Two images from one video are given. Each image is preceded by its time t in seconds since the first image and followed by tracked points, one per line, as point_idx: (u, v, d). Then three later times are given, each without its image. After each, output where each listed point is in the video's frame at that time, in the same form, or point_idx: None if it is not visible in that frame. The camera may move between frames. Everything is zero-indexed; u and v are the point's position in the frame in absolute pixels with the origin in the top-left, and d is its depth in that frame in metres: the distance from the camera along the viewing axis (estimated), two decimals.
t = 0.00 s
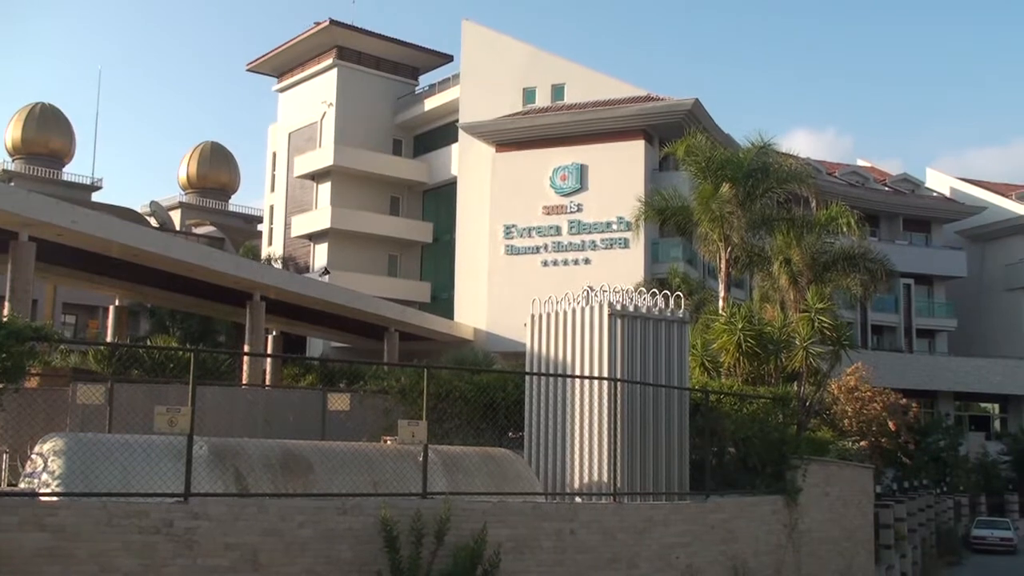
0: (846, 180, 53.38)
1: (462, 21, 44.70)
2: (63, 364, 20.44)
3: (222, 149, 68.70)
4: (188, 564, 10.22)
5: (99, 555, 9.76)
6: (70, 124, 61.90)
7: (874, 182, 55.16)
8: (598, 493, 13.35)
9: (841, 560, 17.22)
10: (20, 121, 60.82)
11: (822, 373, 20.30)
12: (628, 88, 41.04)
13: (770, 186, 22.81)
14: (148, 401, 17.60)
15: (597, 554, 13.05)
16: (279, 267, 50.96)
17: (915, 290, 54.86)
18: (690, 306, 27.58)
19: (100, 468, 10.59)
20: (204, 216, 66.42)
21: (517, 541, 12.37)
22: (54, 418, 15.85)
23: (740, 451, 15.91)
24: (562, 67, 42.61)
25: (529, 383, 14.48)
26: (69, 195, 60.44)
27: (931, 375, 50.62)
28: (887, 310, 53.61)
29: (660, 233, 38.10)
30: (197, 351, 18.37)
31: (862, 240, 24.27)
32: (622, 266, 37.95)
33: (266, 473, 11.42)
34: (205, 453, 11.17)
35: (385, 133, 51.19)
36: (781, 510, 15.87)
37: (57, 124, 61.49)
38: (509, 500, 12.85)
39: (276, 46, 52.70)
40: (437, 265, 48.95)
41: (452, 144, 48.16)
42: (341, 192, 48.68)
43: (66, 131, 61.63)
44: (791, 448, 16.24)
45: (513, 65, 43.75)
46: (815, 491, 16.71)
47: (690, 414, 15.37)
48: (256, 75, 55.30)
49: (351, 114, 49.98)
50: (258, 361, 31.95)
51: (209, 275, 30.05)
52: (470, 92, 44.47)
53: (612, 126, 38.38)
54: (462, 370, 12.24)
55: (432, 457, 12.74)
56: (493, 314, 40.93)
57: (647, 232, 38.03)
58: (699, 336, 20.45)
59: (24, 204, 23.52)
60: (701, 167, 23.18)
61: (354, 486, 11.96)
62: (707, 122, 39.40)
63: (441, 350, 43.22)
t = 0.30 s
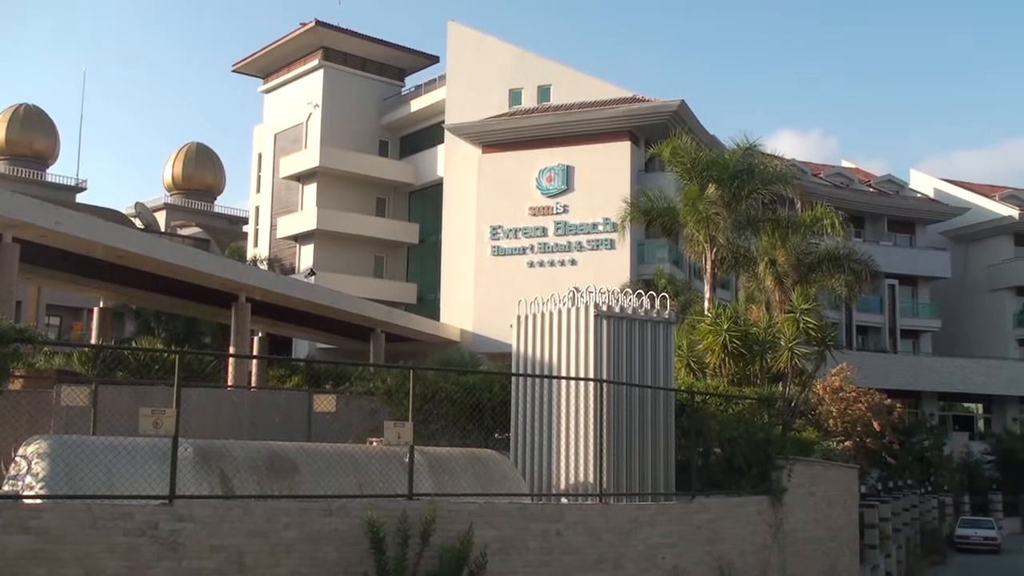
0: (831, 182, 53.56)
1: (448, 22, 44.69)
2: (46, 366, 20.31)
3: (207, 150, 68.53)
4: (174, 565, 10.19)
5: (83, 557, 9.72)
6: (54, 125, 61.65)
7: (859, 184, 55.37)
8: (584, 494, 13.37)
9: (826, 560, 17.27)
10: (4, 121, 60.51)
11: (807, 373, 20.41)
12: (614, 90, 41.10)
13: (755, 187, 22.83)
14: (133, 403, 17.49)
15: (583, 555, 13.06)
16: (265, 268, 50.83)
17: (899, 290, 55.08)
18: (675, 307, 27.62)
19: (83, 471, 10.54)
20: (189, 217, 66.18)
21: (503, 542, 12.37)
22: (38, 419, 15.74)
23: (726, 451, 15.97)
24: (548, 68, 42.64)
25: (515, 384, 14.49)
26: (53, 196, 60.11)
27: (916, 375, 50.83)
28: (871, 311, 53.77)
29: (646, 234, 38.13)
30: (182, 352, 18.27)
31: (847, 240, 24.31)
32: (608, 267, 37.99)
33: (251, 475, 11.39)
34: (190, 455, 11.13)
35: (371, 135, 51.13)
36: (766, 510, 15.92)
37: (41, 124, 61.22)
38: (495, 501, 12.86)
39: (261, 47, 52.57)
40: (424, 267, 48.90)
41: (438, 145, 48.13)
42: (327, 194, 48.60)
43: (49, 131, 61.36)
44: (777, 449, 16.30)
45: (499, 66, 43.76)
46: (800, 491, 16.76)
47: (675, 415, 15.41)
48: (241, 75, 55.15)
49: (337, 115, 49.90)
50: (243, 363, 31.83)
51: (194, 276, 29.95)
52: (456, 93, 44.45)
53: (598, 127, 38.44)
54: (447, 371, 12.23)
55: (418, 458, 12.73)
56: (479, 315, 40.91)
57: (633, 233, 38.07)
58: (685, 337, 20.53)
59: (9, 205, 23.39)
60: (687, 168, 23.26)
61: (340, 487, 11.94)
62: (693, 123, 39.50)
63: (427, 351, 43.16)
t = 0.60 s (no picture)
0: (810, 187, 53.83)
1: (430, 26, 44.69)
2: (22, 369, 20.15)
3: (187, 152, 68.31)
4: (150, 569, 10.13)
5: (59, 560, 9.64)
6: (33, 126, 61.26)
7: (838, 190, 55.66)
8: (563, 498, 13.38)
9: (804, 564, 17.33)
10: None
11: (786, 378, 20.51)
12: (596, 95, 41.17)
13: (734, 193, 23.01)
14: (110, 406, 17.34)
15: (562, 559, 13.06)
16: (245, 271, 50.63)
17: (878, 296, 55.41)
18: (656, 311, 27.68)
19: (60, 475, 10.46)
20: (169, 220, 65.85)
21: (482, 546, 12.37)
22: (13, 421, 15.61)
23: (705, 456, 16.03)
24: (529, 72, 42.71)
25: (495, 388, 14.49)
26: (31, 197, 59.69)
27: (894, 380, 51.10)
28: (850, 316, 54.04)
29: (627, 238, 38.17)
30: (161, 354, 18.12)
31: (826, 246, 24.34)
32: (588, 272, 38.04)
33: (228, 479, 11.33)
34: (168, 458, 11.07)
35: (352, 138, 51.04)
36: (744, 514, 15.97)
37: (20, 125, 60.84)
38: (474, 505, 12.85)
39: (242, 49, 52.42)
40: (404, 270, 48.83)
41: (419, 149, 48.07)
42: (307, 196, 48.47)
43: (28, 132, 60.97)
44: (756, 453, 16.36)
45: (481, 70, 43.77)
46: (778, 496, 16.83)
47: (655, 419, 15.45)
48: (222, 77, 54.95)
49: (318, 118, 49.78)
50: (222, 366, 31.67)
51: (173, 279, 29.79)
52: (438, 97, 44.44)
53: (580, 131, 38.51)
54: (427, 375, 12.23)
55: (397, 462, 12.71)
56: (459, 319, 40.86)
57: (613, 237, 38.11)
58: (664, 341, 20.55)
59: None
60: (668, 173, 23.38)
61: (319, 491, 11.91)
62: (674, 128, 39.64)
63: (406, 355, 43.05)
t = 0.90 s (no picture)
0: (787, 187, 54.09)
1: (408, 26, 44.62)
2: None
3: (164, 152, 68.00)
4: (127, 571, 10.06)
5: (33, 563, 9.57)
6: (9, 126, 60.82)
7: (815, 190, 55.92)
8: (542, 498, 13.39)
9: (781, 562, 17.41)
10: None
11: (764, 377, 20.50)
12: (574, 95, 41.21)
13: (712, 192, 23.14)
14: (85, 408, 17.21)
15: (540, 558, 13.06)
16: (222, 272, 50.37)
17: (854, 295, 55.76)
18: (635, 311, 27.71)
19: (33, 478, 10.36)
20: (145, 221, 65.46)
21: (461, 546, 12.35)
22: None
23: (683, 455, 16.08)
24: (508, 72, 42.73)
25: (473, 388, 14.48)
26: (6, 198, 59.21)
27: (871, 379, 51.40)
28: (826, 316, 54.34)
29: (605, 238, 38.20)
30: (137, 355, 17.99)
31: (803, 246, 24.34)
32: (567, 272, 38.08)
33: (206, 481, 11.26)
34: (144, 460, 10.98)
35: (330, 138, 50.87)
36: (723, 513, 16.03)
37: None
38: (452, 505, 12.83)
39: (219, 49, 52.17)
40: (383, 270, 48.72)
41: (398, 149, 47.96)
42: (285, 197, 48.28)
43: (4, 133, 60.55)
44: (734, 452, 16.43)
45: (459, 70, 43.74)
46: (756, 494, 16.90)
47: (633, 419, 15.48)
48: (199, 77, 54.68)
49: (296, 117, 49.60)
50: (199, 367, 31.50)
51: (149, 280, 29.60)
52: (416, 97, 44.36)
53: (558, 131, 38.55)
54: (405, 375, 12.20)
55: (375, 463, 12.66)
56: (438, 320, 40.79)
57: (591, 237, 38.13)
58: (642, 341, 20.59)
59: None
60: (646, 174, 23.48)
61: (296, 492, 11.85)
62: (652, 128, 39.74)
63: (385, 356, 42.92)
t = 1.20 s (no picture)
0: (762, 185, 54.34)
1: (385, 22, 44.52)
2: None
3: (138, 148, 67.63)
4: (100, 569, 9.99)
5: (5, 561, 9.48)
6: None
7: (790, 188, 56.22)
8: (517, 495, 13.41)
9: (755, 559, 17.51)
10: None
11: (738, 375, 20.58)
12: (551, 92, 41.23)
13: (688, 191, 23.22)
14: (57, 405, 17.05)
15: (515, 555, 13.07)
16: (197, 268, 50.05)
17: (828, 293, 56.09)
18: (611, 308, 27.70)
19: (4, 475, 10.27)
20: (119, 216, 64.96)
21: (436, 543, 12.34)
22: None
23: (658, 453, 16.14)
24: (485, 69, 42.72)
25: (449, 385, 14.48)
26: None
27: (845, 377, 51.73)
28: (801, 314, 54.63)
29: (581, 235, 38.25)
30: (110, 352, 17.81)
31: (778, 243, 24.54)
32: (543, 269, 38.13)
33: (180, 478, 11.20)
34: (117, 456, 10.91)
35: (305, 134, 50.64)
36: (697, 510, 16.10)
37: None
38: (428, 502, 12.82)
39: (194, 44, 51.83)
40: (359, 267, 48.59)
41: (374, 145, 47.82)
42: (260, 193, 48.04)
43: None
44: (708, 449, 16.50)
45: (436, 67, 43.67)
46: (730, 491, 16.98)
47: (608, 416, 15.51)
48: (173, 72, 54.30)
49: (272, 113, 49.37)
50: (174, 364, 31.28)
51: (122, 276, 29.39)
52: (392, 94, 44.25)
53: (535, 129, 38.58)
54: (380, 372, 12.20)
55: (350, 459, 12.63)
56: (413, 317, 40.70)
57: (567, 234, 38.19)
58: (618, 339, 20.65)
59: None
60: (622, 171, 23.54)
61: (271, 490, 11.79)
62: (628, 126, 39.85)
63: (361, 353, 42.77)
